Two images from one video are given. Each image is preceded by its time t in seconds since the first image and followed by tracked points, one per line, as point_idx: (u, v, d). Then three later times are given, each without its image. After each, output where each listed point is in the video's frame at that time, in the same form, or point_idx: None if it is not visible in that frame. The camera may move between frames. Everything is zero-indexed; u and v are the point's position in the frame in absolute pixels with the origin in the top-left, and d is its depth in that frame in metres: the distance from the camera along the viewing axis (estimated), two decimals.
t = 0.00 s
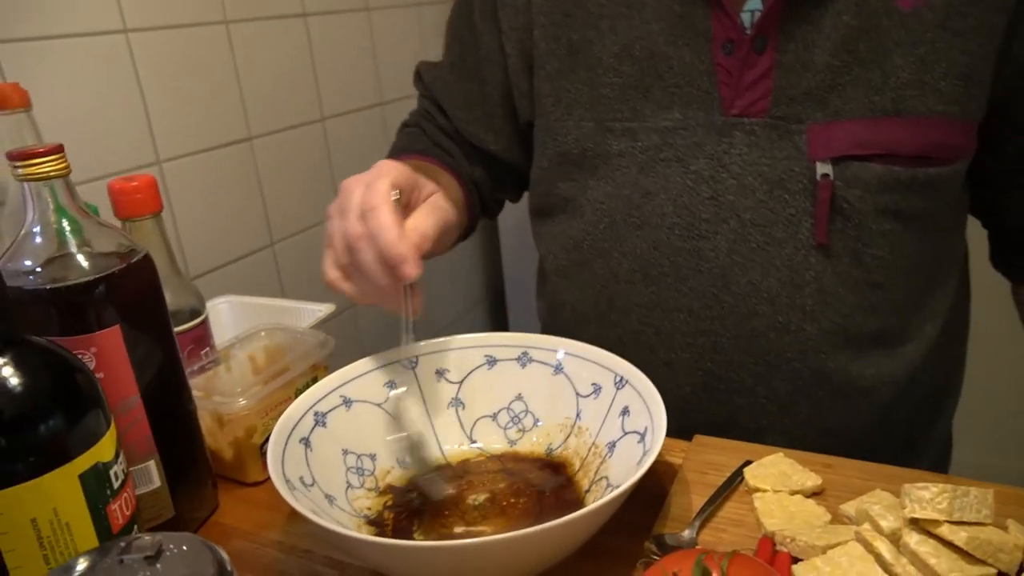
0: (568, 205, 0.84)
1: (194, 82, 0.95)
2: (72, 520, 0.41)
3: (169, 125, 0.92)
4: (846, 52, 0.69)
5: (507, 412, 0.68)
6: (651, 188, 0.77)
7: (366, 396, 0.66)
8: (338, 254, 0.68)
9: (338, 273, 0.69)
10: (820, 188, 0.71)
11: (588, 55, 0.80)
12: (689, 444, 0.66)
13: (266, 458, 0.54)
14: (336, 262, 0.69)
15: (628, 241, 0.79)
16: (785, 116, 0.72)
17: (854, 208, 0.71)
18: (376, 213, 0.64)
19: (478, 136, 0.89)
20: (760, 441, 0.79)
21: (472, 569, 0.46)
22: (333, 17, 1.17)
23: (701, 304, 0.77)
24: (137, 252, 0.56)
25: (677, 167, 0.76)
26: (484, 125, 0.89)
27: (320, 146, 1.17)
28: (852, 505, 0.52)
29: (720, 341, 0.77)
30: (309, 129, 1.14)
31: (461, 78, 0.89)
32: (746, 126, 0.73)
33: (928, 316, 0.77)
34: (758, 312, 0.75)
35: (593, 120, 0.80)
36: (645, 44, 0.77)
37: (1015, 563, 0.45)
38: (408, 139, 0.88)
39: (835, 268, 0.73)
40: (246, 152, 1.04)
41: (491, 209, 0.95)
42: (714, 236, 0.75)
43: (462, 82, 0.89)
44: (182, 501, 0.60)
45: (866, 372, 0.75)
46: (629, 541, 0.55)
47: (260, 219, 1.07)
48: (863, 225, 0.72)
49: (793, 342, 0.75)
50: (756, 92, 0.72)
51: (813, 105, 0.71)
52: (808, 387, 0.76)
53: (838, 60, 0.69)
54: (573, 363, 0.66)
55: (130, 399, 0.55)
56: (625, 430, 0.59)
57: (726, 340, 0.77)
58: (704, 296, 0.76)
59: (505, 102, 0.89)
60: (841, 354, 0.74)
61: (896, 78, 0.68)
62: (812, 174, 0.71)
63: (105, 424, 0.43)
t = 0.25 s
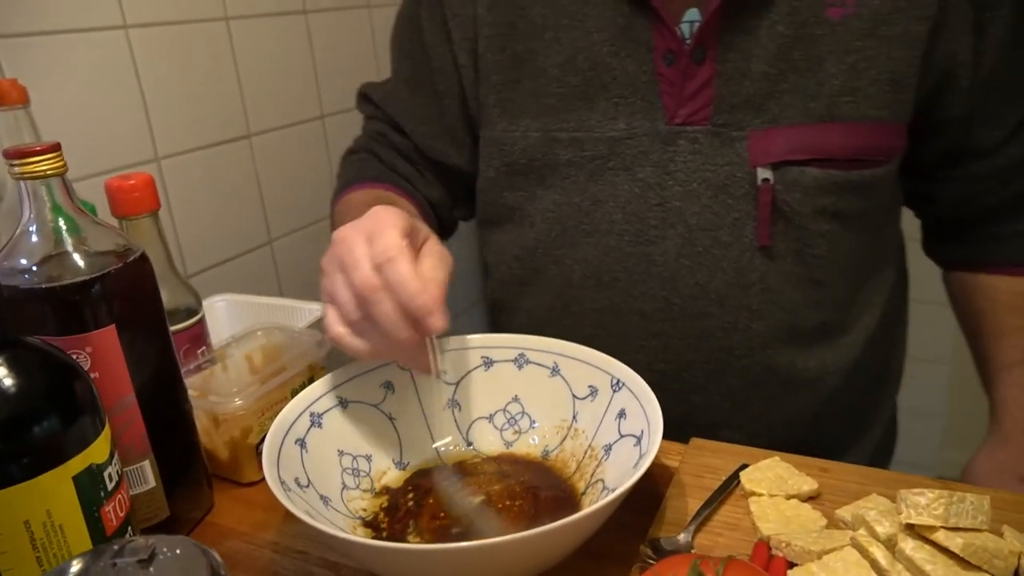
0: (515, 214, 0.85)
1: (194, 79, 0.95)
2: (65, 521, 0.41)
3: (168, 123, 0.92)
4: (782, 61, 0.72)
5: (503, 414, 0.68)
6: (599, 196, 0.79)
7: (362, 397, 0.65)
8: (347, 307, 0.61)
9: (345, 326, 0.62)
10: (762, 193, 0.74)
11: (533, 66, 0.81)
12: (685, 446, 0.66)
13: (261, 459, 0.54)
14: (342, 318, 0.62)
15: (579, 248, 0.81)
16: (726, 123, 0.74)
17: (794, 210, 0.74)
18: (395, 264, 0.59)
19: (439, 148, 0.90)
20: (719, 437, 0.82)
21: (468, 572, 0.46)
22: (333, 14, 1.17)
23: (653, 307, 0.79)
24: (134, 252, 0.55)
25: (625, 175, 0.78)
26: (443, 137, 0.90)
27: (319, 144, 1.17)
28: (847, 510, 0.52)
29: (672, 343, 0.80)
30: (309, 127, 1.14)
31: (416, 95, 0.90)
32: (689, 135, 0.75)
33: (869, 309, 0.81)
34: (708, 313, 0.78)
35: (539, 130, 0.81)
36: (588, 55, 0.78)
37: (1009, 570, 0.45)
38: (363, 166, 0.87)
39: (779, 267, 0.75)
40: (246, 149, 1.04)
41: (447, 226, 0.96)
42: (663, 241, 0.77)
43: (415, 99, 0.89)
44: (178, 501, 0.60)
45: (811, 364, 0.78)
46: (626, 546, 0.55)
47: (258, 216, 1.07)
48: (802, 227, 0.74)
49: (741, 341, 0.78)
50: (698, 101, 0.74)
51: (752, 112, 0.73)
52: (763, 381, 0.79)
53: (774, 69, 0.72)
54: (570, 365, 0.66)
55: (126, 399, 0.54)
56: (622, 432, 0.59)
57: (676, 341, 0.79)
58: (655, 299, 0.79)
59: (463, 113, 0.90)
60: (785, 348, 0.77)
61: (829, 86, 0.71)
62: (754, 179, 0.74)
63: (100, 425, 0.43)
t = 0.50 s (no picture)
0: (492, 205, 0.85)
1: (198, 61, 0.95)
2: (76, 496, 0.41)
3: (172, 105, 0.92)
4: (758, 51, 0.71)
5: (507, 396, 0.68)
6: (579, 185, 0.79)
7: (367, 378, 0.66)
8: (293, 267, 0.66)
9: (290, 283, 0.67)
10: (740, 179, 0.74)
11: (508, 54, 0.81)
12: (688, 430, 0.66)
13: (267, 438, 0.54)
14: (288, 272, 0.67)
15: (561, 237, 0.82)
16: (703, 111, 0.73)
17: (771, 196, 0.74)
18: (337, 225, 0.62)
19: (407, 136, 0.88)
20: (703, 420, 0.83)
21: (474, 550, 0.47)
22: None
23: (637, 293, 0.80)
24: (141, 231, 0.56)
25: (605, 164, 0.78)
26: (410, 124, 0.88)
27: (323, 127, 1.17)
28: (850, 493, 0.52)
29: (657, 329, 0.80)
30: (313, 110, 1.14)
31: (382, 79, 0.88)
32: (668, 122, 0.74)
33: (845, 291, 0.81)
34: (691, 298, 0.78)
35: (518, 119, 0.81)
36: (566, 43, 0.77)
37: (1009, 555, 0.45)
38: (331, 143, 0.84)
39: (759, 252, 0.76)
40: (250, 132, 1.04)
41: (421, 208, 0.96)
42: (645, 228, 0.78)
43: (380, 82, 0.87)
44: (184, 480, 0.60)
45: (790, 345, 0.79)
46: (630, 527, 0.55)
47: (262, 199, 1.07)
48: (780, 212, 0.74)
49: (724, 324, 0.78)
50: (676, 90, 0.74)
51: (729, 100, 0.73)
52: (741, 363, 0.80)
53: (750, 59, 0.71)
54: (574, 349, 0.66)
55: (133, 377, 0.55)
56: (626, 416, 0.60)
57: (662, 326, 0.80)
58: (639, 287, 0.79)
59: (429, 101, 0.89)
60: (765, 329, 0.78)
61: (804, 75, 0.71)
62: (732, 166, 0.74)
63: (109, 402, 0.43)
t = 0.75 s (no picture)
0: (485, 211, 0.85)
1: (203, 61, 0.95)
2: (80, 491, 0.41)
3: (177, 105, 0.92)
4: (745, 53, 0.72)
5: (511, 396, 0.68)
6: (572, 189, 0.79)
7: (370, 377, 0.66)
8: (295, 265, 0.67)
9: (293, 282, 0.67)
10: (730, 181, 0.74)
11: (498, 61, 0.81)
12: (692, 431, 0.66)
13: (271, 436, 0.54)
14: (292, 271, 0.68)
15: (555, 242, 0.81)
16: (694, 114, 0.74)
17: (761, 197, 0.74)
18: (334, 222, 0.62)
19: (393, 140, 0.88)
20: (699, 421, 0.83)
21: (479, 547, 0.47)
22: None
23: (633, 296, 0.79)
24: (146, 229, 0.56)
25: (597, 168, 0.78)
26: (396, 130, 0.88)
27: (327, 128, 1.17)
28: (855, 494, 0.52)
29: (652, 328, 0.80)
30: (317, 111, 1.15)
31: (368, 82, 0.88)
32: (659, 126, 0.74)
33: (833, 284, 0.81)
34: (686, 298, 0.77)
35: (509, 126, 0.81)
36: (556, 50, 0.77)
37: (1017, 554, 0.45)
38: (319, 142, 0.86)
39: (752, 251, 0.76)
40: (254, 132, 1.04)
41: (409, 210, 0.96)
42: (639, 231, 0.77)
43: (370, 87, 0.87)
44: (187, 478, 0.60)
45: (785, 343, 0.78)
46: (634, 527, 0.55)
47: (266, 200, 1.07)
48: (770, 213, 0.75)
49: (719, 323, 0.77)
50: (666, 93, 0.74)
51: (719, 102, 0.73)
52: (738, 361, 0.79)
53: (738, 61, 0.72)
54: (577, 348, 0.66)
55: (137, 374, 0.55)
56: (629, 415, 0.60)
57: (657, 327, 0.79)
58: (635, 289, 0.79)
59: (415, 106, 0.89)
60: (761, 327, 0.78)
61: (791, 76, 0.71)
62: (722, 167, 0.74)
63: (113, 398, 0.43)
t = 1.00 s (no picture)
0: (490, 203, 0.86)
1: (206, 56, 0.94)
2: (81, 489, 0.41)
3: (180, 101, 0.92)
4: (754, 48, 0.71)
5: (515, 392, 0.68)
6: (578, 182, 0.80)
7: (373, 373, 0.65)
8: (347, 267, 0.66)
9: (347, 285, 0.67)
10: (736, 178, 0.74)
11: (508, 52, 0.81)
12: (696, 427, 0.65)
13: (274, 433, 0.54)
14: (340, 274, 0.67)
15: (560, 234, 0.82)
16: (701, 109, 0.74)
17: (767, 194, 0.74)
18: (389, 221, 0.63)
19: (405, 131, 0.89)
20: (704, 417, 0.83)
21: (485, 545, 0.46)
22: None
23: (634, 291, 0.80)
24: (147, 225, 0.55)
25: (603, 162, 0.78)
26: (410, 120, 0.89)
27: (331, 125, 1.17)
28: (862, 491, 0.52)
29: (654, 325, 0.81)
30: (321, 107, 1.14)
31: (382, 74, 0.88)
32: (665, 121, 0.75)
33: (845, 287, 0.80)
34: (688, 295, 0.78)
35: (517, 118, 0.82)
36: (564, 43, 0.78)
37: None
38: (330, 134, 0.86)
39: (756, 250, 0.76)
40: (258, 128, 1.03)
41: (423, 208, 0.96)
42: (643, 226, 0.78)
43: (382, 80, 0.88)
44: (189, 475, 0.60)
45: (789, 343, 0.79)
46: (638, 524, 0.54)
47: (270, 196, 1.07)
48: (776, 211, 0.75)
49: (721, 322, 0.78)
50: (673, 88, 0.74)
51: (726, 98, 0.73)
52: (740, 361, 0.80)
53: (747, 57, 0.71)
54: (583, 344, 0.66)
55: (139, 370, 0.54)
56: (634, 412, 0.59)
57: (658, 325, 0.81)
58: (637, 283, 0.80)
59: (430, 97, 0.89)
60: (764, 327, 0.78)
61: (800, 73, 0.71)
62: (728, 164, 0.74)
63: (115, 395, 0.43)
